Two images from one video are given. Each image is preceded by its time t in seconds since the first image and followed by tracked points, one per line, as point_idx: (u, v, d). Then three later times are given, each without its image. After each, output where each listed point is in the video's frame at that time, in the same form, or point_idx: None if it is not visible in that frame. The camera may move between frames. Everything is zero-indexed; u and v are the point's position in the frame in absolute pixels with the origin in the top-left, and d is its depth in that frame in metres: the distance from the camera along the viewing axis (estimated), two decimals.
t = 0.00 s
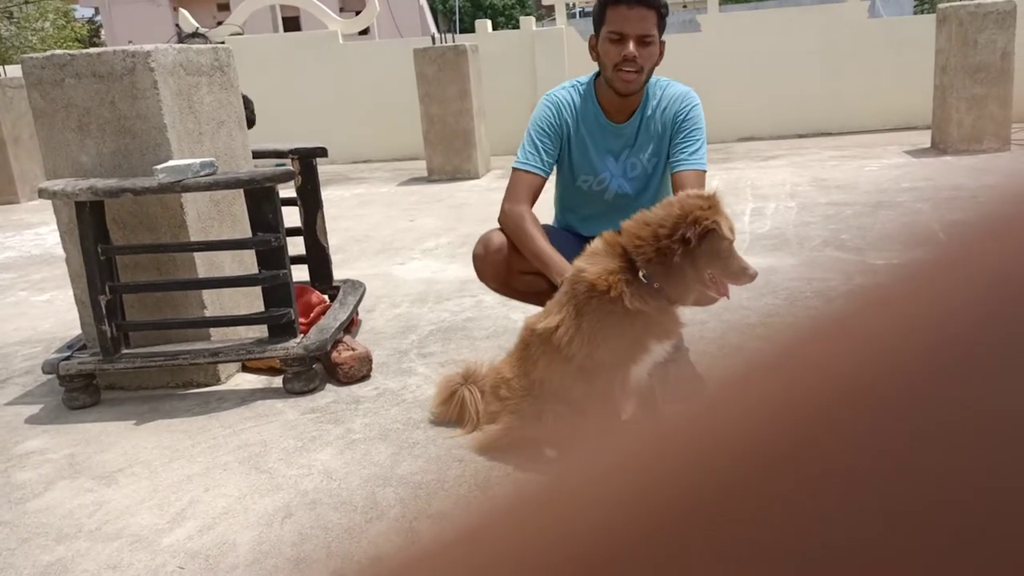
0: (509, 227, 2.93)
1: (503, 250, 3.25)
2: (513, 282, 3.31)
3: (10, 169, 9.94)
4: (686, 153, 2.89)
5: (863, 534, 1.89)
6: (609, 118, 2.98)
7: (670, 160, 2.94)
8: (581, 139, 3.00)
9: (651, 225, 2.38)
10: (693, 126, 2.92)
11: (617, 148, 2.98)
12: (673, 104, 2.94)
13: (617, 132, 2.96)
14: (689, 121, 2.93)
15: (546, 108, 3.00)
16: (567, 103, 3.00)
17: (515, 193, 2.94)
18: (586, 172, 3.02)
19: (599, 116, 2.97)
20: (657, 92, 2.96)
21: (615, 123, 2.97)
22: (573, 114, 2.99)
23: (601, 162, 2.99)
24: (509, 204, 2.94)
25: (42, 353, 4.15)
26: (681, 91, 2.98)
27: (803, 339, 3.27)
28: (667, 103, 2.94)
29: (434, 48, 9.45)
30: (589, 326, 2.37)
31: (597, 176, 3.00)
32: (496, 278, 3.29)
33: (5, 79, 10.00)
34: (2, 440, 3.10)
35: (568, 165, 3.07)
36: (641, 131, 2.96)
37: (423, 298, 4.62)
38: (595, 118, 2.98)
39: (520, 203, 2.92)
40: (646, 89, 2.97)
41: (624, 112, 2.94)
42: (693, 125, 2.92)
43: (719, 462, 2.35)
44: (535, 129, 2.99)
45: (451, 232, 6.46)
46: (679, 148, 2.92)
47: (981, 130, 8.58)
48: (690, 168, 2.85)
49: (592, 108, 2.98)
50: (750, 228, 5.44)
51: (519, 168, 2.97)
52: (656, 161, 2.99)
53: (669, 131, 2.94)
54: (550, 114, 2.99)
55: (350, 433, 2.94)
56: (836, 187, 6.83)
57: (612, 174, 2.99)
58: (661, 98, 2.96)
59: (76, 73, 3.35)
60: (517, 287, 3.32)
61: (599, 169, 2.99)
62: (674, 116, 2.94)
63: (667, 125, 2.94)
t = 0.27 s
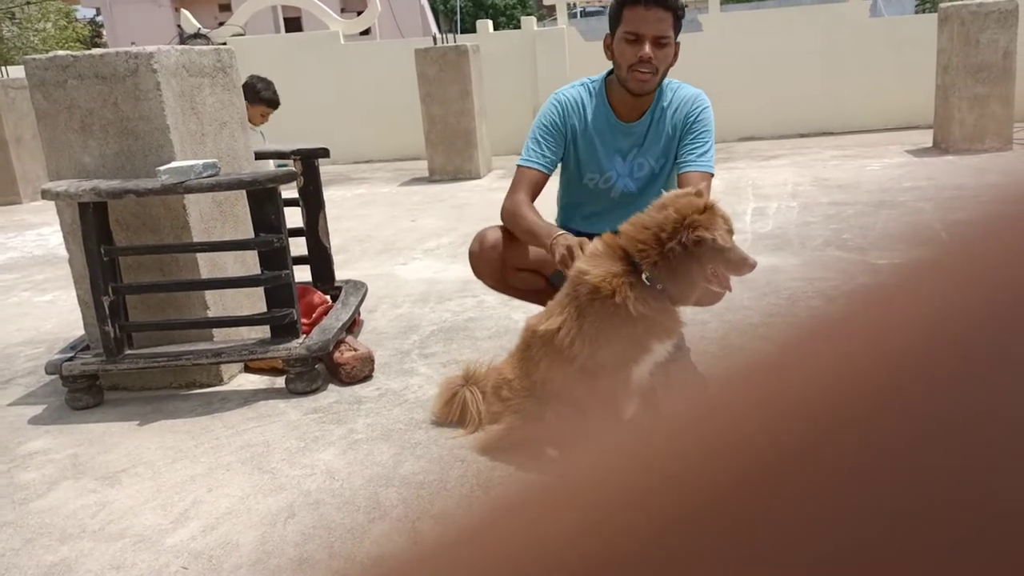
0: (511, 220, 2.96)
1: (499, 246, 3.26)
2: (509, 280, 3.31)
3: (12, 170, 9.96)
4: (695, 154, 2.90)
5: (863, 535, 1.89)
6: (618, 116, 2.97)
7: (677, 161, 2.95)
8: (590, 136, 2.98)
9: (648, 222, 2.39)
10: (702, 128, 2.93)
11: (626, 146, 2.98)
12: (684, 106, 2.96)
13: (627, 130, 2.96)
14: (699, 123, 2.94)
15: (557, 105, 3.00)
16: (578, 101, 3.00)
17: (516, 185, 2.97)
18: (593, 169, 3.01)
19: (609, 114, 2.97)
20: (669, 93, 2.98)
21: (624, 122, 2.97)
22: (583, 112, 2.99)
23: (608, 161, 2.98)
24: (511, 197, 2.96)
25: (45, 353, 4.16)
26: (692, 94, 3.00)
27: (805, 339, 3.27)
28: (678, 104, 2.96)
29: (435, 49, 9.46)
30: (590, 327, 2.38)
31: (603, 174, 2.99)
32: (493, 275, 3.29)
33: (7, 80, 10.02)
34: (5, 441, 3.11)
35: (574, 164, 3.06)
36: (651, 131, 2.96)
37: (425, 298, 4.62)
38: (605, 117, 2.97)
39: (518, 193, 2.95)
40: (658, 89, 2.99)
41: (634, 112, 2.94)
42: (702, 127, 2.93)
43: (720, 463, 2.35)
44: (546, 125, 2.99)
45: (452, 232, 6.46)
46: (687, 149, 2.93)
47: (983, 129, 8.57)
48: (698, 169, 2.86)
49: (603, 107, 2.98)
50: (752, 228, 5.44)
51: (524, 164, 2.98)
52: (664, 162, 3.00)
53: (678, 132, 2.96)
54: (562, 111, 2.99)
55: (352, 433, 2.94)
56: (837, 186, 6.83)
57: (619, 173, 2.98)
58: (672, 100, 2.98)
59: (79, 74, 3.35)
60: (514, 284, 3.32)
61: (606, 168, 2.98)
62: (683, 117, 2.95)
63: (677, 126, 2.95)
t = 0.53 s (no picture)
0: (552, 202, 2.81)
1: (496, 241, 3.26)
2: (507, 274, 3.32)
3: (15, 170, 9.97)
4: (705, 154, 2.89)
5: (857, 536, 1.88)
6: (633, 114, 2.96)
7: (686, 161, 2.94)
8: (604, 133, 2.98)
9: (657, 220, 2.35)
10: (713, 129, 2.93)
11: (638, 145, 2.98)
12: (696, 105, 2.95)
13: (640, 129, 2.96)
14: (711, 123, 2.93)
15: (572, 100, 2.98)
16: (594, 97, 2.98)
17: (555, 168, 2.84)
18: (607, 166, 3.02)
19: (623, 112, 2.95)
20: (682, 92, 2.97)
21: (638, 120, 2.96)
22: (598, 109, 2.97)
23: (621, 159, 2.99)
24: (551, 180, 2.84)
25: (49, 353, 4.16)
26: (704, 94, 2.99)
27: (809, 337, 3.27)
28: (691, 103, 2.95)
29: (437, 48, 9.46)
30: (594, 327, 2.37)
31: (616, 171, 3.01)
32: (491, 270, 3.31)
33: (10, 80, 10.03)
34: (10, 440, 3.11)
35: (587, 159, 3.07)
36: (663, 130, 2.96)
37: (428, 298, 4.62)
38: (619, 114, 2.96)
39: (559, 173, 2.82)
40: (671, 87, 2.97)
41: (649, 111, 2.93)
42: (713, 129, 2.92)
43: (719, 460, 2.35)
44: (561, 119, 2.96)
45: (455, 231, 6.46)
46: (698, 148, 2.92)
47: (986, 128, 8.55)
48: (707, 170, 2.85)
49: (617, 103, 2.96)
50: (755, 227, 5.43)
51: (558, 150, 2.88)
52: (674, 161, 3.00)
53: (690, 131, 2.95)
54: (578, 106, 2.96)
55: (355, 432, 2.94)
56: (840, 185, 6.82)
57: (631, 172, 2.99)
58: (685, 99, 2.96)
59: (82, 73, 3.36)
60: (512, 279, 3.32)
61: (618, 166, 2.99)
62: (696, 117, 2.94)
63: (688, 126, 2.94)
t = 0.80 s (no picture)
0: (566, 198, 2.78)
1: (499, 238, 3.27)
2: (510, 272, 3.32)
3: (18, 169, 9.99)
4: (709, 154, 2.88)
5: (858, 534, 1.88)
6: (640, 112, 2.98)
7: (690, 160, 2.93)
8: (611, 130, 2.98)
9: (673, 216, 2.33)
10: (719, 130, 2.92)
11: (644, 144, 2.98)
12: (703, 106, 2.96)
13: (647, 127, 2.97)
14: (716, 124, 2.93)
15: (581, 94, 2.99)
16: (603, 93, 2.99)
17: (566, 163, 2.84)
18: (613, 163, 3.01)
19: (631, 109, 2.96)
20: (689, 93, 2.98)
21: (644, 118, 2.96)
22: (606, 105, 2.98)
23: (626, 156, 2.98)
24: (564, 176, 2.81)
25: (52, 352, 4.17)
26: (711, 96, 3.00)
27: (811, 335, 3.26)
28: (697, 104, 2.96)
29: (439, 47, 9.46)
30: (603, 323, 2.35)
31: (621, 169, 3.00)
32: (493, 268, 3.31)
33: (12, 80, 10.05)
34: (13, 439, 3.12)
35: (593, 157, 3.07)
36: (669, 129, 2.96)
37: (430, 296, 4.62)
38: (626, 112, 2.97)
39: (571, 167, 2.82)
40: (679, 88, 2.98)
41: (656, 109, 2.94)
42: (719, 129, 2.92)
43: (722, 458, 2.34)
44: (569, 113, 2.96)
45: (457, 230, 6.46)
46: (704, 148, 2.91)
47: (989, 125, 8.54)
48: (710, 169, 2.83)
49: (625, 101, 2.97)
50: (757, 225, 5.43)
51: (569, 142, 2.88)
52: (679, 161, 2.99)
53: (696, 132, 2.95)
54: (586, 100, 2.97)
55: (358, 431, 2.95)
56: (842, 183, 6.82)
57: (636, 169, 2.98)
58: (692, 99, 2.97)
59: (84, 73, 3.36)
60: (514, 277, 3.33)
61: (623, 163, 2.99)
62: (702, 117, 2.94)
63: (694, 126, 2.94)
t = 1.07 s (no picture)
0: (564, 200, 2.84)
1: (509, 234, 3.26)
2: (518, 269, 3.33)
3: (25, 170, 10.02)
4: (716, 152, 2.86)
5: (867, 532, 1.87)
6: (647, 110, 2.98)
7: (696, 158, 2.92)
8: (618, 126, 2.99)
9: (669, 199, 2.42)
10: (726, 127, 2.90)
11: (651, 141, 2.98)
12: (711, 103, 2.94)
13: (654, 125, 2.97)
14: (724, 122, 2.92)
15: (588, 94, 3.02)
16: (610, 91, 3.01)
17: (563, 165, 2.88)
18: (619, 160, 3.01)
19: (638, 107, 2.97)
20: (697, 90, 2.97)
21: (651, 115, 2.97)
22: (612, 103, 3.00)
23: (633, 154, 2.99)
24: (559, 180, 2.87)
25: (60, 352, 4.19)
26: (720, 93, 2.99)
27: (819, 331, 3.26)
28: (705, 101, 2.95)
29: (443, 45, 9.46)
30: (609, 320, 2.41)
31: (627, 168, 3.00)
32: (502, 264, 3.29)
33: (19, 80, 10.08)
34: (22, 439, 3.14)
35: (600, 155, 3.08)
36: (677, 126, 2.95)
37: (437, 295, 4.63)
38: (633, 110, 2.98)
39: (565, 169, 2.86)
40: (687, 86, 2.98)
41: (663, 107, 2.94)
42: (726, 126, 2.90)
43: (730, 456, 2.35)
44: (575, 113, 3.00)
45: (463, 228, 6.46)
46: (711, 146, 2.89)
47: (996, 120, 8.49)
48: (715, 167, 2.82)
49: (632, 99, 2.98)
50: (763, 221, 5.42)
51: (568, 146, 2.91)
52: (686, 159, 2.98)
53: (703, 129, 2.93)
54: (593, 100, 3.01)
55: (365, 429, 2.95)
56: (849, 179, 6.80)
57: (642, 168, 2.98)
58: (700, 97, 2.97)
59: (90, 74, 3.37)
60: (522, 274, 3.33)
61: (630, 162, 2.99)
62: (709, 114, 2.93)
63: (701, 123, 2.93)
